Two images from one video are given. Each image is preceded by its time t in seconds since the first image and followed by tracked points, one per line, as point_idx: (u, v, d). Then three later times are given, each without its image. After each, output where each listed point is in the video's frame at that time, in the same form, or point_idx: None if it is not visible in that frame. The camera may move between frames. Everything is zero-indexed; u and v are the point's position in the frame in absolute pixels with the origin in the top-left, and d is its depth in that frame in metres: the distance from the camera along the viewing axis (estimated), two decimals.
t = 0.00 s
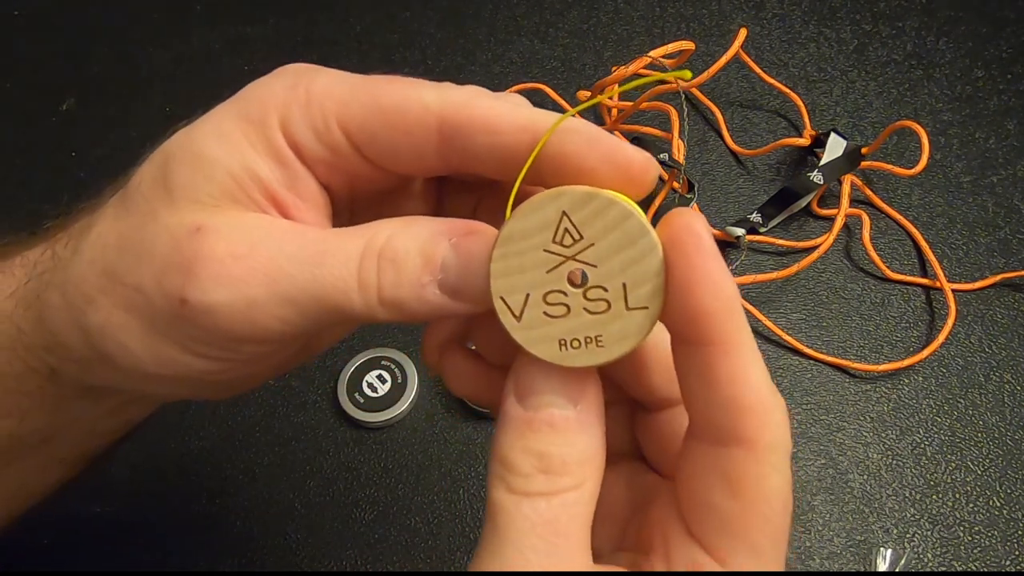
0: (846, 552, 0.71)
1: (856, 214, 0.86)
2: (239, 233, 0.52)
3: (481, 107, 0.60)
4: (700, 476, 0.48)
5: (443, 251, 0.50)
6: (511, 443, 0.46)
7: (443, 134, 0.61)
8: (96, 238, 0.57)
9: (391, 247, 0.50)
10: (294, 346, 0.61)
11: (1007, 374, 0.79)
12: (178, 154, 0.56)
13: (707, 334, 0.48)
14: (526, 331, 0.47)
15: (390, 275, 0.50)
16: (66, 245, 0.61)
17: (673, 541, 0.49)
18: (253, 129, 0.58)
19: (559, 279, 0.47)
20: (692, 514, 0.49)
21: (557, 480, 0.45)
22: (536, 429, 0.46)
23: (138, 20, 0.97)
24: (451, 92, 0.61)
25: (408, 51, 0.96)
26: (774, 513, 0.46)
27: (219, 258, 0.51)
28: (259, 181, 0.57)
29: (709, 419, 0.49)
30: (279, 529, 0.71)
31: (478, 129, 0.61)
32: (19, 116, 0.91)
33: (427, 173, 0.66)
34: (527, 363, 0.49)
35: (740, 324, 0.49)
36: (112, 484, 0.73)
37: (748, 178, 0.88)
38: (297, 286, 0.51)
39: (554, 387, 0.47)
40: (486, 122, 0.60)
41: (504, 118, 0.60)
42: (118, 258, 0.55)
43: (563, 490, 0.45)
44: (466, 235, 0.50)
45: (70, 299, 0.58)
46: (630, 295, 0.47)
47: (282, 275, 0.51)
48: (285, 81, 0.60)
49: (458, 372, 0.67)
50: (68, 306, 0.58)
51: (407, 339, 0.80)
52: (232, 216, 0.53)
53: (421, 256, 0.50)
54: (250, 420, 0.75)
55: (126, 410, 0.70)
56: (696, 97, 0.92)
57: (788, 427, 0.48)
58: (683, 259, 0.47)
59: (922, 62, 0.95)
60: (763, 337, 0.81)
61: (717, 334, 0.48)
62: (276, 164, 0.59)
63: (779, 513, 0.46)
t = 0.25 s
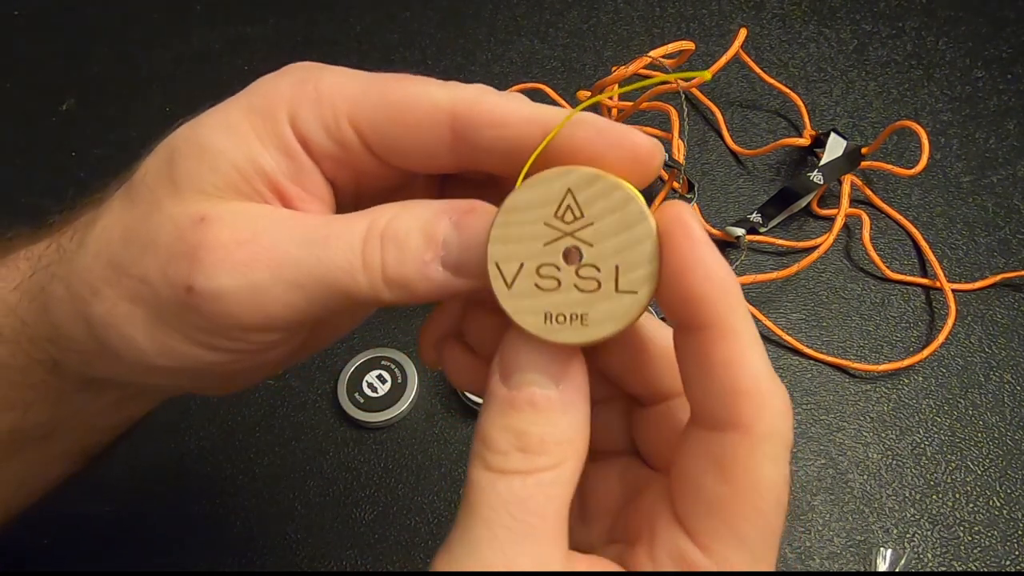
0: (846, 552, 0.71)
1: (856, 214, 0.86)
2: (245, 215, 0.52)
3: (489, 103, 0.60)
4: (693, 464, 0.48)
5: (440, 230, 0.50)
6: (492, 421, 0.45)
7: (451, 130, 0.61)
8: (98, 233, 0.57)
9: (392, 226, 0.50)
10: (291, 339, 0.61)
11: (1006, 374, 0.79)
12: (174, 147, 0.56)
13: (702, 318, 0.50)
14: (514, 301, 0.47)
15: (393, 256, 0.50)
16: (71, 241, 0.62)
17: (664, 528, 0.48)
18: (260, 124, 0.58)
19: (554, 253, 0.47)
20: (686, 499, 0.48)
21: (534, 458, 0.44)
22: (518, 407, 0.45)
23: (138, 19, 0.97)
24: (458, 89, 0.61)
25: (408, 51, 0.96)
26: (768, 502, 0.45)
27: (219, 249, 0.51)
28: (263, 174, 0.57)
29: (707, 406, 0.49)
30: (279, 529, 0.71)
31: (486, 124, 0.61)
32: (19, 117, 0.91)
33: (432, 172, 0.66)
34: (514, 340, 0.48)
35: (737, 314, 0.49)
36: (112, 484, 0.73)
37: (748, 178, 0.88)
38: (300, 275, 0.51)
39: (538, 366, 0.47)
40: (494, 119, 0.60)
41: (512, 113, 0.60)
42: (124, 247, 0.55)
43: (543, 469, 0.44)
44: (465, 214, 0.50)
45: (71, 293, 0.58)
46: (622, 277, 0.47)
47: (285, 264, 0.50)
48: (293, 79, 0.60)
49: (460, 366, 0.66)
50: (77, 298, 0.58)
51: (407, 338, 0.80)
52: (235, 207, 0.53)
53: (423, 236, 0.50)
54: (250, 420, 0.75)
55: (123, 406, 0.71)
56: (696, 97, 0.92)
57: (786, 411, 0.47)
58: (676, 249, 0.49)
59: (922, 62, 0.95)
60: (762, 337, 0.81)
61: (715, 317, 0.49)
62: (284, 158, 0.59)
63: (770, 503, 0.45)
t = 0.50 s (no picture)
0: (846, 552, 0.71)
1: (856, 214, 0.86)
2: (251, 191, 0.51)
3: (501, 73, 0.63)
4: (711, 450, 0.49)
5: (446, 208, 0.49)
6: (468, 406, 0.45)
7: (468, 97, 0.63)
8: (98, 232, 0.57)
9: (400, 202, 0.49)
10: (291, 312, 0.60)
11: (1006, 374, 0.79)
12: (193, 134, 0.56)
13: (717, 314, 0.51)
14: (521, 265, 0.47)
15: (399, 229, 0.48)
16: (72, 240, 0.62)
17: (668, 521, 0.48)
18: (298, 106, 0.59)
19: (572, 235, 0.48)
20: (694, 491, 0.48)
21: (509, 442, 0.43)
22: (495, 391, 0.45)
23: (138, 19, 0.97)
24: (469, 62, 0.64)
25: (408, 51, 0.96)
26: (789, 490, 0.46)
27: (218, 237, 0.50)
28: (293, 151, 0.57)
29: (732, 398, 0.50)
30: (279, 529, 0.71)
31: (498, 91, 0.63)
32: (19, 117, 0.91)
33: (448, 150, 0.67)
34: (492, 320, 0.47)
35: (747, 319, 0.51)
36: (113, 484, 0.73)
37: (748, 178, 0.88)
38: (303, 256, 0.50)
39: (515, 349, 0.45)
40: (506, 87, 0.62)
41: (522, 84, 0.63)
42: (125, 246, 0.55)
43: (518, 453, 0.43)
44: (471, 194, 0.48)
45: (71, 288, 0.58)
46: (632, 273, 0.47)
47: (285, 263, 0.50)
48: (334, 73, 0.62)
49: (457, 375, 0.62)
50: (79, 297, 0.58)
51: (407, 338, 0.80)
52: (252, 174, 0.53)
53: (428, 210, 0.48)
54: (250, 420, 0.75)
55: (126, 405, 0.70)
56: (696, 97, 0.92)
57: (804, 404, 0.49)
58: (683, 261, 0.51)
59: (922, 62, 0.95)
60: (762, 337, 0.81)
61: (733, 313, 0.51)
62: (316, 133, 0.60)
63: (788, 492, 0.46)
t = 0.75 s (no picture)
0: (846, 552, 0.71)
1: (856, 214, 0.86)
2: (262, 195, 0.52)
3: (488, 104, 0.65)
4: (710, 463, 0.49)
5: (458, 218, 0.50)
6: (472, 414, 0.45)
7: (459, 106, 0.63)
8: (98, 233, 0.57)
9: (411, 212, 0.50)
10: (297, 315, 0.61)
11: (1006, 373, 0.79)
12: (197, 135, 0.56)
13: (715, 329, 0.51)
14: (518, 280, 0.46)
15: (409, 240, 0.49)
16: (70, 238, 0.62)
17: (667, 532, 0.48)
18: (300, 108, 0.59)
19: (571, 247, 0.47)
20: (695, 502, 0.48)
21: (508, 443, 0.43)
22: (498, 395, 0.45)
23: (138, 19, 0.97)
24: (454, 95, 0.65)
25: (408, 51, 0.96)
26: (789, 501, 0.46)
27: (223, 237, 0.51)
28: (298, 153, 0.58)
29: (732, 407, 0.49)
30: (278, 529, 0.71)
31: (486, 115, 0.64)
32: (19, 117, 0.90)
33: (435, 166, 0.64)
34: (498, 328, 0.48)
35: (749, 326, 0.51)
36: (113, 483, 0.73)
37: (748, 178, 0.89)
38: (312, 261, 0.51)
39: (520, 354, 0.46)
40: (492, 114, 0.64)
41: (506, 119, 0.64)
42: (126, 247, 0.55)
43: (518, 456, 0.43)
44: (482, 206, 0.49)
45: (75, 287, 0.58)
46: (628, 286, 0.46)
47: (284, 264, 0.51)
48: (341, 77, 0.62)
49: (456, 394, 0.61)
50: (81, 297, 0.58)
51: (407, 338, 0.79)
52: (262, 177, 0.54)
53: (440, 222, 0.50)
54: (250, 420, 0.75)
55: (128, 404, 0.70)
56: (696, 96, 0.92)
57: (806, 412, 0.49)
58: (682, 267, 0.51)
59: (922, 62, 0.95)
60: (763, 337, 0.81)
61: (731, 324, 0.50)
62: (316, 138, 0.59)
63: (786, 505, 0.46)
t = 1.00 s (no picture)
0: (846, 552, 0.71)
1: (856, 214, 0.86)
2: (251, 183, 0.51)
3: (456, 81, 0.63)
4: (659, 457, 0.46)
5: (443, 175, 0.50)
6: (454, 408, 0.46)
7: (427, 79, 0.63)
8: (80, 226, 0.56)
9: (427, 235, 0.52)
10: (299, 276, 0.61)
11: (1006, 373, 0.79)
12: (176, 114, 0.55)
13: (665, 324, 0.50)
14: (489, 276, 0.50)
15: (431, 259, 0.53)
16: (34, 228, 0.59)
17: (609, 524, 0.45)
18: (274, 84, 0.59)
19: (532, 240, 0.48)
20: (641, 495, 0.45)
21: (481, 425, 0.45)
22: (484, 379, 0.47)
23: (138, 20, 0.97)
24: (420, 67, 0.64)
25: (408, 51, 0.96)
26: (728, 498, 0.43)
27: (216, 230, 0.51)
28: (268, 122, 0.58)
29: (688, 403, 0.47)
30: (277, 529, 0.71)
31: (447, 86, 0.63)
32: (19, 117, 0.90)
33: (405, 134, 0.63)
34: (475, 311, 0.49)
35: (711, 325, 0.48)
36: (113, 483, 0.73)
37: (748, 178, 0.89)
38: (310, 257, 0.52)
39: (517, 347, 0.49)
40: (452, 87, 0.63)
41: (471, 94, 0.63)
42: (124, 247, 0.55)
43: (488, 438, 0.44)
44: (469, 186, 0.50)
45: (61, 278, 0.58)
46: (588, 271, 0.47)
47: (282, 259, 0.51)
48: (313, 39, 0.62)
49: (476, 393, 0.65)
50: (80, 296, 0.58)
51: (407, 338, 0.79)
52: (237, 148, 0.53)
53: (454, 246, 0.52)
54: (251, 420, 0.75)
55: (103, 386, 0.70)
56: (696, 96, 0.92)
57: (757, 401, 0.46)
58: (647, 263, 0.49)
59: (922, 62, 0.95)
60: (762, 337, 0.81)
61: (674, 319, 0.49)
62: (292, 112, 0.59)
63: (727, 503, 0.43)
